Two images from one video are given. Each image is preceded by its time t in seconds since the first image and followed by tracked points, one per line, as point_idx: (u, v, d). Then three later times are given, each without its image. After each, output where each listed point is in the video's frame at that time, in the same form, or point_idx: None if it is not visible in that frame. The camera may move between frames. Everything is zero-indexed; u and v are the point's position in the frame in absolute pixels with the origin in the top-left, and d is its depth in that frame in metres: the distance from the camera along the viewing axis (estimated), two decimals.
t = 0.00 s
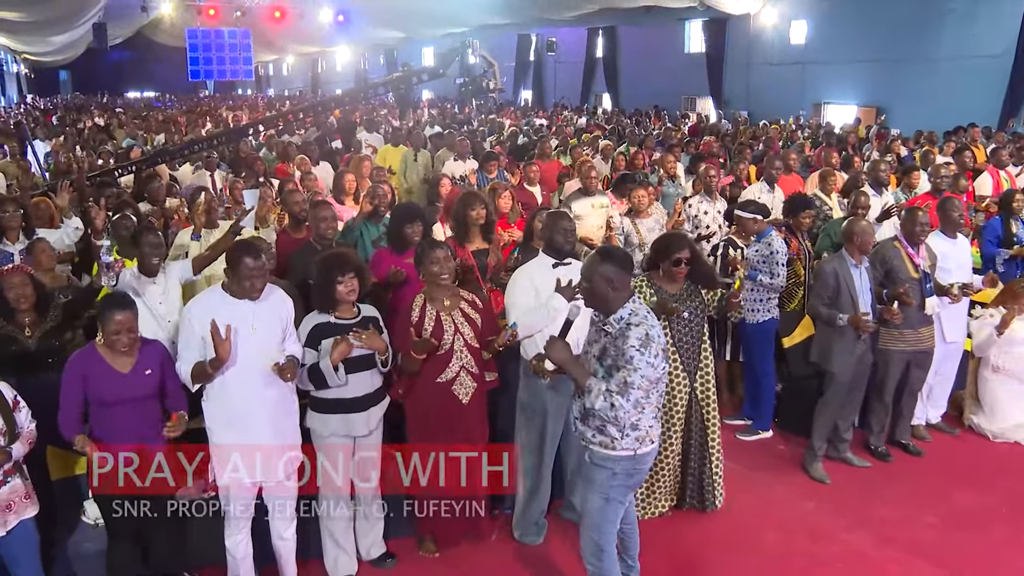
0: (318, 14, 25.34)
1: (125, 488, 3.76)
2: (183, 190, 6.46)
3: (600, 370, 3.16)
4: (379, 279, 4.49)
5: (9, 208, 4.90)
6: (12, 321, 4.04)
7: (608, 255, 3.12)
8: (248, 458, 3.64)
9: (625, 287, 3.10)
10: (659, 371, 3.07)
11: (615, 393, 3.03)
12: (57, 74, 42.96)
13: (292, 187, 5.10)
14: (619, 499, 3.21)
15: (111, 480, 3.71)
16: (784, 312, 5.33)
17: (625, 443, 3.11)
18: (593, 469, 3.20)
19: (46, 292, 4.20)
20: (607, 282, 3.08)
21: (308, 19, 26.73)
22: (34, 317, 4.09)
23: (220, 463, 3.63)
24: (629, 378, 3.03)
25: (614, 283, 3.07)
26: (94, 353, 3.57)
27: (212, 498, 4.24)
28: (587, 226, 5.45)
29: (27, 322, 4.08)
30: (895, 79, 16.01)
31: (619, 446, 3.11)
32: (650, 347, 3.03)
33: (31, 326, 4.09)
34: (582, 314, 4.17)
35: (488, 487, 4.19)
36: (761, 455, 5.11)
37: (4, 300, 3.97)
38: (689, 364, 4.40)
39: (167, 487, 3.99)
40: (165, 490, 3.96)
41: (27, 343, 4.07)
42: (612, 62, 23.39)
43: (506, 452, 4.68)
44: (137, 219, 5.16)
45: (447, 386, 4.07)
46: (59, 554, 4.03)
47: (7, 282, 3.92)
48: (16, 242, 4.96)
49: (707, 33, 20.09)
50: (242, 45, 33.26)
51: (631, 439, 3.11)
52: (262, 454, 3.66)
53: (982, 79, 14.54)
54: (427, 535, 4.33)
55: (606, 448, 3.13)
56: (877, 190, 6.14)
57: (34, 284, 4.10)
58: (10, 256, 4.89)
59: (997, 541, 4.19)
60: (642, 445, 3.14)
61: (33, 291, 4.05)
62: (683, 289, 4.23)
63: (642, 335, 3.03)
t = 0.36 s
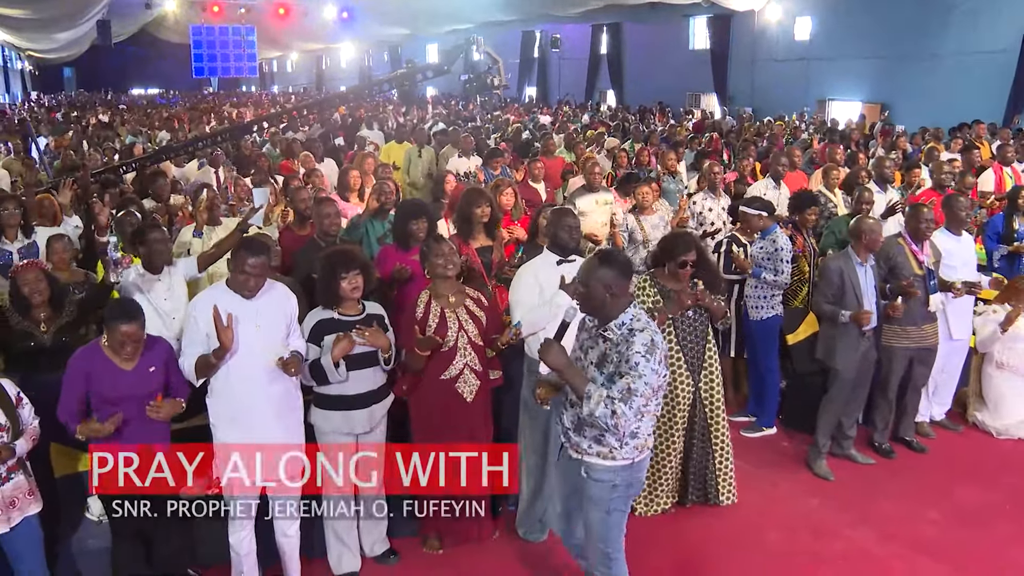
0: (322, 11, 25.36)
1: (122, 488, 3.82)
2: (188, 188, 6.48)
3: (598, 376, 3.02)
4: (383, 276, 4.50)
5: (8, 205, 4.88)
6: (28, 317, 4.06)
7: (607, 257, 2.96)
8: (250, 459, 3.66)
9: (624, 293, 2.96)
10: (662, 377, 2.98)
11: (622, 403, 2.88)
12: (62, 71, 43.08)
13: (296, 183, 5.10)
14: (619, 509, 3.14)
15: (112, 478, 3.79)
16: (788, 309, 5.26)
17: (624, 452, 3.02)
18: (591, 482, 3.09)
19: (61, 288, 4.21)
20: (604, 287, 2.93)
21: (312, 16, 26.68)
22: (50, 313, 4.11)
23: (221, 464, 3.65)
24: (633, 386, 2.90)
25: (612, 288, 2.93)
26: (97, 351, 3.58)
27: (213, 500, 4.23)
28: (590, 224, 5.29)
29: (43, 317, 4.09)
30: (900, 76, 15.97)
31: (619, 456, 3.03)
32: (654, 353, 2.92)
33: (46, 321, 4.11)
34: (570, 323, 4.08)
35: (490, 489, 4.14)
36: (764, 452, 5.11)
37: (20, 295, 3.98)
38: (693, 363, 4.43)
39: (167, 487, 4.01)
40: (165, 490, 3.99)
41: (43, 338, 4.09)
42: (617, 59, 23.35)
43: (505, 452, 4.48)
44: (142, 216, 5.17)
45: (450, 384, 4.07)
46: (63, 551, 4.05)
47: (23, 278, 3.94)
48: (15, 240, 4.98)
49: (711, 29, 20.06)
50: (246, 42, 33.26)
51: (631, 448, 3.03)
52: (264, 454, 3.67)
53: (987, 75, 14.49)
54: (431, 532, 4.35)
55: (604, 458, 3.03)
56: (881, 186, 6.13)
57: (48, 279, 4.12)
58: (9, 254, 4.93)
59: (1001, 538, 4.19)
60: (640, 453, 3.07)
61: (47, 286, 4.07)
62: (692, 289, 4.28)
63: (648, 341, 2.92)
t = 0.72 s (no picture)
0: (329, 8, 25.38)
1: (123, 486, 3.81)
2: (196, 184, 6.49)
3: (568, 386, 2.96)
4: (392, 272, 4.49)
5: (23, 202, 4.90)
6: (54, 312, 4.12)
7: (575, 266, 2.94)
8: (250, 460, 3.67)
9: (594, 298, 2.93)
10: (633, 386, 2.92)
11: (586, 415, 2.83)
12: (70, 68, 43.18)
13: (304, 180, 5.10)
14: (612, 516, 3.07)
15: (113, 477, 3.79)
16: (797, 307, 5.28)
17: (605, 458, 2.96)
18: (578, 494, 3.01)
19: (86, 283, 4.24)
20: (575, 292, 2.91)
21: (320, 13, 26.65)
22: (75, 307, 4.15)
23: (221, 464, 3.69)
24: (598, 396, 2.83)
25: (582, 293, 2.91)
26: (105, 347, 3.58)
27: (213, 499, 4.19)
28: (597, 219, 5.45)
29: (67, 312, 4.14)
30: (909, 73, 15.90)
31: (602, 462, 2.97)
32: (622, 362, 2.86)
33: (71, 316, 4.15)
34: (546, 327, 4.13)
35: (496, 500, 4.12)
36: (772, 451, 5.09)
37: (46, 290, 4.05)
38: (702, 363, 4.46)
39: (167, 487, 4.02)
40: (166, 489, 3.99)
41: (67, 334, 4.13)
42: (624, 56, 23.32)
43: (505, 452, 4.32)
44: (150, 213, 5.18)
45: (458, 382, 4.08)
46: (71, 545, 4.12)
47: (49, 273, 4.01)
48: (28, 236, 5.01)
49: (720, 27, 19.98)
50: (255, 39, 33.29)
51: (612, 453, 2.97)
52: (264, 454, 3.69)
53: (996, 73, 14.42)
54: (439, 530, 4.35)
55: (586, 466, 2.96)
56: (890, 184, 6.11)
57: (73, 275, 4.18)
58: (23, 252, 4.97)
59: (1010, 539, 4.17)
60: (623, 456, 3.01)
61: (73, 281, 4.13)
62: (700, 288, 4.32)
63: (615, 351, 2.86)
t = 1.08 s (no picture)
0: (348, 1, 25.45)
1: (122, 488, 3.78)
2: (217, 176, 6.52)
3: (520, 390, 2.85)
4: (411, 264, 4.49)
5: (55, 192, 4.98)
6: (81, 303, 4.16)
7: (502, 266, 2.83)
8: (249, 459, 3.74)
9: (527, 295, 2.82)
10: (585, 382, 2.82)
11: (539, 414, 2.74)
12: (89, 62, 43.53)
13: (323, 173, 5.12)
14: (564, 526, 2.98)
15: (112, 479, 3.79)
16: (816, 301, 5.25)
17: (566, 463, 2.85)
18: (537, 499, 2.89)
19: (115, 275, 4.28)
20: (507, 294, 2.80)
21: (338, 6, 26.70)
22: (102, 299, 4.19)
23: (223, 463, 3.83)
24: (551, 393, 2.74)
25: (512, 294, 2.80)
26: (127, 340, 3.61)
27: (215, 498, 4.00)
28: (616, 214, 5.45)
29: (94, 303, 4.18)
30: (931, 66, 15.74)
31: (562, 469, 2.85)
32: (574, 357, 2.78)
33: (97, 307, 4.19)
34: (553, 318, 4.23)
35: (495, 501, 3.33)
36: (791, 446, 5.07)
37: (73, 282, 4.09)
38: (722, 355, 4.46)
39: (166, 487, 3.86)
40: (164, 488, 3.84)
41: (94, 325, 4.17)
42: (643, 49, 23.24)
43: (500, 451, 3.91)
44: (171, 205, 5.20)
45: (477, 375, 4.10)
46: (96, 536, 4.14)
47: (75, 266, 4.04)
48: (62, 228, 5.08)
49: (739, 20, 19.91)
50: (274, 32, 33.42)
51: (571, 458, 2.86)
52: (263, 454, 3.70)
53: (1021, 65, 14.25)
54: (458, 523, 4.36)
55: (546, 473, 2.85)
56: (913, 178, 6.06)
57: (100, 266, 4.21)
58: (58, 242, 5.05)
59: None
60: (582, 461, 2.90)
61: (99, 272, 4.16)
62: (721, 281, 4.38)
63: (563, 345, 2.76)
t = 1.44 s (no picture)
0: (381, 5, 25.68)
1: (122, 488, 3.73)
2: (251, 179, 6.59)
3: (500, 398, 2.78)
4: (442, 267, 4.48)
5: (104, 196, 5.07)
6: (106, 304, 4.22)
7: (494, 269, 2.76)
8: (249, 459, 3.85)
9: (519, 302, 2.74)
10: (566, 396, 2.74)
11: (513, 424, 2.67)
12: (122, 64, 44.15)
13: (356, 176, 5.15)
14: (532, 541, 2.88)
15: (112, 479, 3.70)
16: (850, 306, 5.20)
17: (541, 478, 2.76)
18: (507, 509, 2.82)
19: (141, 277, 4.34)
20: (497, 299, 2.73)
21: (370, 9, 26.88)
22: (127, 300, 4.25)
23: (221, 462, 3.82)
24: (527, 405, 2.67)
25: (505, 298, 2.73)
26: (161, 339, 3.65)
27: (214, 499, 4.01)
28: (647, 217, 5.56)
29: (119, 304, 4.24)
30: (967, 68, 15.52)
31: (536, 483, 2.76)
32: (557, 369, 2.70)
33: (123, 309, 4.25)
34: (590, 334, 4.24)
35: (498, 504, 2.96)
36: (823, 452, 5.03)
37: (100, 281, 4.16)
38: (754, 359, 4.43)
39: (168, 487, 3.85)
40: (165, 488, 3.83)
41: (118, 326, 4.22)
42: (675, 52, 23.17)
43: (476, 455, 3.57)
44: (206, 207, 5.26)
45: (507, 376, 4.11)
46: (130, 534, 4.18)
47: (103, 265, 4.12)
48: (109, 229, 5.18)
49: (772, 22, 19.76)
50: (307, 36, 33.67)
51: (547, 473, 2.76)
52: (264, 454, 3.80)
53: None
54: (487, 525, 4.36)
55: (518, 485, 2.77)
56: (948, 182, 5.99)
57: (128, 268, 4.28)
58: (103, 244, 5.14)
59: None
60: (560, 477, 2.80)
61: (126, 274, 4.23)
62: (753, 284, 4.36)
63: (546, 356, 2.69)
